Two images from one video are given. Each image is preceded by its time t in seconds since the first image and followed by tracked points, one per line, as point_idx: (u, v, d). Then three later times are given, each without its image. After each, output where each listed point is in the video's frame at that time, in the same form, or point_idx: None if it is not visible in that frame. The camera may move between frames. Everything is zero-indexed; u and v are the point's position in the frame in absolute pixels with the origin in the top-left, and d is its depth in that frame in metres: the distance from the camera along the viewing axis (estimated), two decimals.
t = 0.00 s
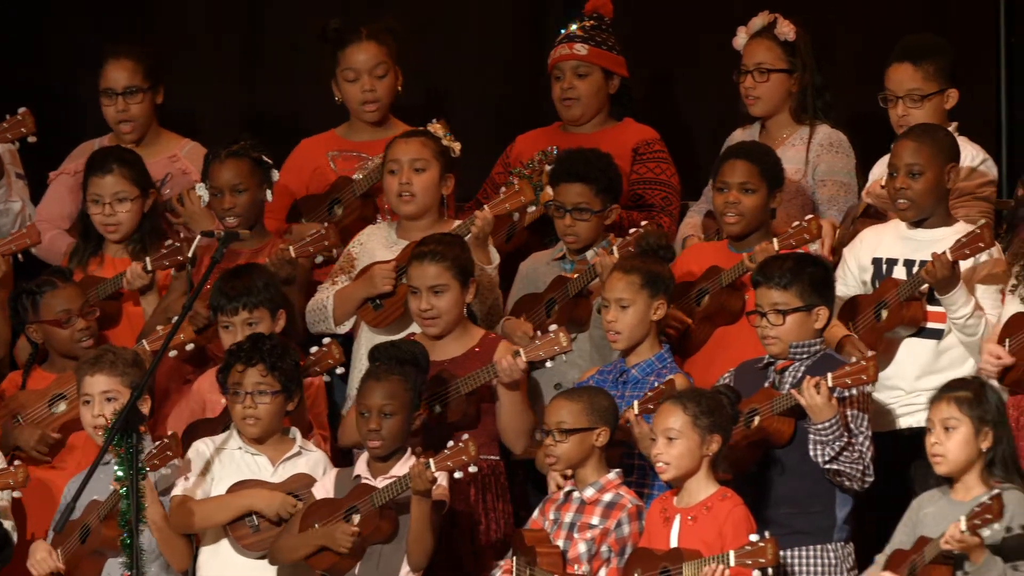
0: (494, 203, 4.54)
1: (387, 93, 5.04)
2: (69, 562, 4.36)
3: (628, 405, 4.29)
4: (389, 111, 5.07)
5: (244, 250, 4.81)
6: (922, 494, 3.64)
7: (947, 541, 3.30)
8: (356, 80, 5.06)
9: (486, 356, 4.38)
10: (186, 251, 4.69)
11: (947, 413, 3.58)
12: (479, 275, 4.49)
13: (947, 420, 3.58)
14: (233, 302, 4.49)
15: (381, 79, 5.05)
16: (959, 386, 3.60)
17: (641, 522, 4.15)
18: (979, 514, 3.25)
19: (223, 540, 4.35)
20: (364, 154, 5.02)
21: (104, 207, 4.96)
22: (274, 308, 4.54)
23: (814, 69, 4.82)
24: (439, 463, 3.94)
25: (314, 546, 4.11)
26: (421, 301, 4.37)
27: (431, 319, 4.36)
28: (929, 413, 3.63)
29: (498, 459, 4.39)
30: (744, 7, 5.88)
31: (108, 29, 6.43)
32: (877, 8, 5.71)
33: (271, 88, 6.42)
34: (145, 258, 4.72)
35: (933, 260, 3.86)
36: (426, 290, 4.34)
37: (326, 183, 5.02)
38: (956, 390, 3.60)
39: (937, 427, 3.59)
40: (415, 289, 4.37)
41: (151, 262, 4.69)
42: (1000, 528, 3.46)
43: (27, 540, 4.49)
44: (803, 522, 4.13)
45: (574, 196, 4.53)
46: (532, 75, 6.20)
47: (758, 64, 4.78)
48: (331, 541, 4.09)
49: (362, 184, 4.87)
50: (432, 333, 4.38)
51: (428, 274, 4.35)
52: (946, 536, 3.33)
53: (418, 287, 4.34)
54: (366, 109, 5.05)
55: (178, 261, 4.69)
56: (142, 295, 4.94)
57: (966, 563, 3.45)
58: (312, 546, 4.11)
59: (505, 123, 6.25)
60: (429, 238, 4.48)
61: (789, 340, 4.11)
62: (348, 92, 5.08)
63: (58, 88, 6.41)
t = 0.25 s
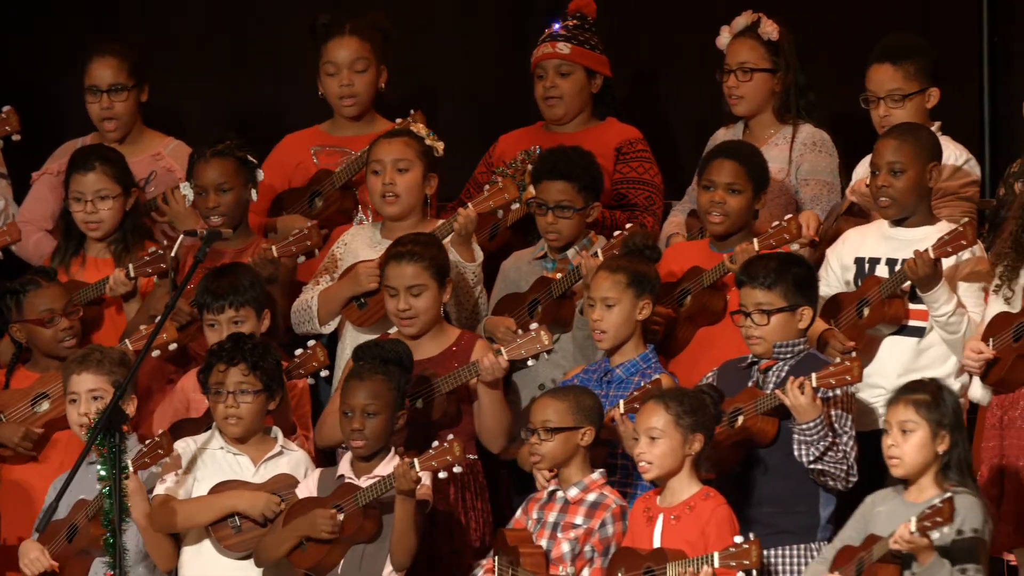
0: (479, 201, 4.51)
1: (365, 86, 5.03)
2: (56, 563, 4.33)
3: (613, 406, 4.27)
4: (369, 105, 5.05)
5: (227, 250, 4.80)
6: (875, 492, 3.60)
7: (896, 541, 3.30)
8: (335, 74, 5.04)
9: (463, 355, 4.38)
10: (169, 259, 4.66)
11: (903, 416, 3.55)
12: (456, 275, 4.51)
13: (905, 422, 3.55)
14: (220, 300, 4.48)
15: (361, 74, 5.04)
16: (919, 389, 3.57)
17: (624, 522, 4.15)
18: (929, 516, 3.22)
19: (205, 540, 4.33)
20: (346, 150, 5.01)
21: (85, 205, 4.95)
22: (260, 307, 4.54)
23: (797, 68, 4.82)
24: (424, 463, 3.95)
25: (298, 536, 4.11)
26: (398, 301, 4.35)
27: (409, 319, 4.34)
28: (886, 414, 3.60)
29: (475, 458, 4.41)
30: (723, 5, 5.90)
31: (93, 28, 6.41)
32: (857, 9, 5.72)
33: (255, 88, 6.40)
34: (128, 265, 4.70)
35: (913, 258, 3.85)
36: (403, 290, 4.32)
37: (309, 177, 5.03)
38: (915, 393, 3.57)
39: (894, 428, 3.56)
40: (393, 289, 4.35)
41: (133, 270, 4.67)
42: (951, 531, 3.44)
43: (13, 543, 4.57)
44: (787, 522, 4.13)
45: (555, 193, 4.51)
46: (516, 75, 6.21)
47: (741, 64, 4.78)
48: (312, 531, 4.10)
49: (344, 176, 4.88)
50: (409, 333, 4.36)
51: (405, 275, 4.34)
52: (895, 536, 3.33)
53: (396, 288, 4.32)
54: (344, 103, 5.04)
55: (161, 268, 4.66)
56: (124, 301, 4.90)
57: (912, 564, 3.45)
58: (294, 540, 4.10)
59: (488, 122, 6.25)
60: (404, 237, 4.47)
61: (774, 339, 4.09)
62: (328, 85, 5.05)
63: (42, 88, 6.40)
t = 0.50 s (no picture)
0: (467, 200, 4.54)
1: (351, 88, 5.04)
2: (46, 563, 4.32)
3: (602, 408, 4.23)
4: (355, 105, 5.06)
5: (216, 251, 4.81)
6: (843, 489, 3.63)
7: (875, 545, 3.28)
8: (321, 76, 5.06)
9: (447, 355, 4.39)
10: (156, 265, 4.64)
11: (875, 415, 3.57)
12: (439, 276, 4.52)
13: (876, 421, 3.57)
14: (212, 301, 4.49)
15: (347, 75, 5.04)
16: (890, 388, 3.59)
17: (613, 522, 4.12)
18: (911, 524, 3.21)
19: (195, 540, 4.33)
20: (333, 152, 5.02)
21: (74, 204, 4.95)
22: (251, 308, 4.56)
23: (785, 69, 4.83)
24: (414, 464, 3.94)
25: (287, 530, 4.09)
26: (382, 302, 4.36)
27: (393, 320, 4.34)
28: (858, 413, 3.62)
29: (461, 460, 4.43)
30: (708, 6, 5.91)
31: (83, 28, 6.42)
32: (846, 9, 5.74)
33: (248, 87, 6.40)
34: (114, 271, 4.67)
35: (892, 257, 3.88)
36: (387, 290, 4.32)
37: (295, 180, 5.03)
38: (886, 392, 3.59)
39: (866, 427, 3.58)
40: (376, 289, 4.35)
41: (119, 275, 4.63)
42: (932, 539, 3.46)
43: None
44: (773, 522, 4.13)
45: (540, 192, 4.51)
46: (504, 74, 6.21)
47: (730, 64, 4.78)
48: (305, 523, 4.09)
49: (330, 178, 4.88)
50: (394, 334, 4.36)
51: (389, 275, 4.34)
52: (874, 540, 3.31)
53: (380, 288, 4.33)
54: (329, 105, 5.05)
55: (147, 275, 4.64)
56: (111, 306, 4.93)
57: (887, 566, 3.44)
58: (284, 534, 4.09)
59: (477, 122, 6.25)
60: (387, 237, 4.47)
61: (761, 340, 4.09)
62: (313, 87, 5.08)
63: (34, 89, 6.41)
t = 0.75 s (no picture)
0: (455, 202, 4.54)
1: (337, 84, 5.05)
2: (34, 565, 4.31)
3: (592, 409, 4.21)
4: (340, 104, 5.07)
5: (204, 251, 4.82)
6: (833, 490, 3.63)
7: (886, 544, 3.27)
8: (308, 74, 5.07)
9: (432, 356, 4.38)
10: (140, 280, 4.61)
11: (867, 413, 3.56)
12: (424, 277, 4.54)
13: (867, 420, 3.56)
14: (202, 302, 4.48)
15: (333, 73, 5.06)
16: (879, 386, 3.58)
17: (601, 523, 4.10)
18: (925, 522, 3.21)
19: (184, 541, 4.32)
20: (320, 149, 5.03)
21: (61, 196, 4.95)
22: (242, 309, 4.54)
23: (773, 69, 4.83)
24: (404, 465, 3.95)
25: (277, 529, 4.10)
26: (367, 303, 4.36)
27: (379, 320, 4.36)
28: (848, 412, 3.61)
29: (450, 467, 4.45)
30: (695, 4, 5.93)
31: (73, 28, 6.42)
32: (832, 11, 5.77)
33: (239, 88, 6.40)
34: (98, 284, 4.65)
35: (877, 256, 3.89)
36: (373, 292, 4.34)
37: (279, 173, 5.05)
38: (876, 390, 3.59)
39: (856, 425, 3.57)
40: (362, 290, 4.36)
41: (104, 289, 4.62)
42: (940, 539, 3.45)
43: None
44: (760, 522, 4.13)
45: (525, 195, 4.52)
46: (494, 74, 6.22)
47: (718, 65, 4.79)
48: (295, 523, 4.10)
49: (316, 170, 4.90)
50: (379, 334, 4.38)
51: (375, 277, 4.34)
52: (883, 539, 3.30)
53: (366, 289, 4.33)
54: (315, 103, 5.06)
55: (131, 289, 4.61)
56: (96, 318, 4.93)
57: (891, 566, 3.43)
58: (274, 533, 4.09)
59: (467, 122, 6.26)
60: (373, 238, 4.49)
61: (749, 340, 4.09)
62: (301, 85, 5.08)
63: (24, 89, 6.42)
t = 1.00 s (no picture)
0: (441, 202, 4.51)
1: (325, 85, 5.06)
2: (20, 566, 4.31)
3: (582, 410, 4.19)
4: (327, 104, 5.08)
5: (190, 251, 4.83)
6: (843, 492, 3.60)
7: (912, 542, 3.23)
8: (296, 73, 5.09)
9: (417, 357, 4.38)
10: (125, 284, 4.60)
11: (875, 412, 3.55)
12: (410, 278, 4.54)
13: (876, 418, 3.55)
14: (193, 305, 4.47)
15: (321, 72, 5.07)
16: (887, 385, 3.57)
17: (589, 524, 4.08)
18: (952, 517, 3.16)
19: (171, 542, 4.32)
20: (308, 150, 5.02)
21: (50, 198, 4.94)
22: (233, 311, 4.53)
23: (759, 70, 4.84)
24: (394, 467, 3.94)
25: (266, 529, 4.11)
26: (354, 304, 4.37)
27: (364, 322, 4.36)
28: (855, 412, 3.59)
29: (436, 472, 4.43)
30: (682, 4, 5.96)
31: (63, 28, 6.43)
32: (820, 10, 5.78)
33: (228, 88, 6.39)
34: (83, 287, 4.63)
35: (866, 255, 3.89)
36: (359, 292, 4.34)
37: (270, 177, 5.04)
38: (884, 389, 3.57)
39: (865, 424, 3.55)
40: (348, 292, 4.36)
41: (88, 292, 4.60)
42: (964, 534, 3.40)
43: None
44: (746, 523, 4.12)
45: (515, 195, 4.51)
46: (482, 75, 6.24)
47: (704, 65, 4.79)
48: (284, 522, 4.11)
49: (306, 174, 4.88)
50: (365, 335, 4.38)
51: (361, 277, 4.35)
52: (909, 537, 3.26)
53: (352, 290, 4.34)
54: (302, 101, 5.06)
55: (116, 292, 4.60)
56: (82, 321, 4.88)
57: (914, 564, 3.40)
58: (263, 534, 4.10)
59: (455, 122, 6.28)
60: (360, 239, 4.49)
61: (734, 341, 4.10)
62: (287, 84, 5.09)
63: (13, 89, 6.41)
